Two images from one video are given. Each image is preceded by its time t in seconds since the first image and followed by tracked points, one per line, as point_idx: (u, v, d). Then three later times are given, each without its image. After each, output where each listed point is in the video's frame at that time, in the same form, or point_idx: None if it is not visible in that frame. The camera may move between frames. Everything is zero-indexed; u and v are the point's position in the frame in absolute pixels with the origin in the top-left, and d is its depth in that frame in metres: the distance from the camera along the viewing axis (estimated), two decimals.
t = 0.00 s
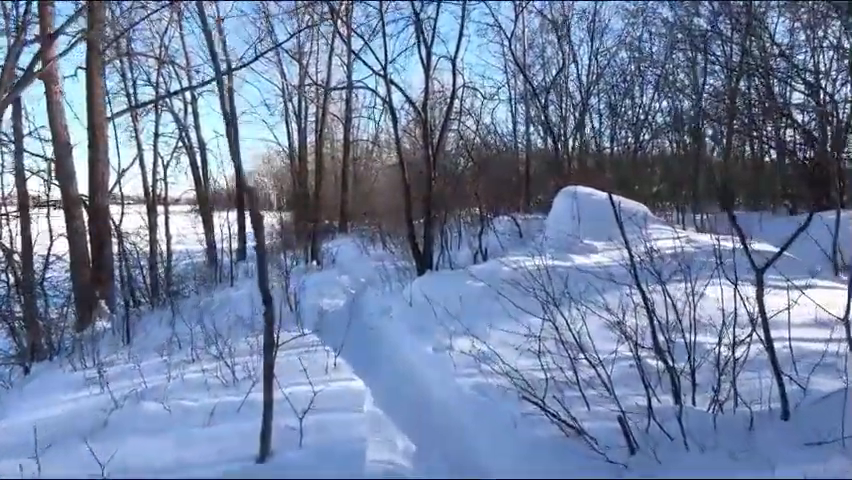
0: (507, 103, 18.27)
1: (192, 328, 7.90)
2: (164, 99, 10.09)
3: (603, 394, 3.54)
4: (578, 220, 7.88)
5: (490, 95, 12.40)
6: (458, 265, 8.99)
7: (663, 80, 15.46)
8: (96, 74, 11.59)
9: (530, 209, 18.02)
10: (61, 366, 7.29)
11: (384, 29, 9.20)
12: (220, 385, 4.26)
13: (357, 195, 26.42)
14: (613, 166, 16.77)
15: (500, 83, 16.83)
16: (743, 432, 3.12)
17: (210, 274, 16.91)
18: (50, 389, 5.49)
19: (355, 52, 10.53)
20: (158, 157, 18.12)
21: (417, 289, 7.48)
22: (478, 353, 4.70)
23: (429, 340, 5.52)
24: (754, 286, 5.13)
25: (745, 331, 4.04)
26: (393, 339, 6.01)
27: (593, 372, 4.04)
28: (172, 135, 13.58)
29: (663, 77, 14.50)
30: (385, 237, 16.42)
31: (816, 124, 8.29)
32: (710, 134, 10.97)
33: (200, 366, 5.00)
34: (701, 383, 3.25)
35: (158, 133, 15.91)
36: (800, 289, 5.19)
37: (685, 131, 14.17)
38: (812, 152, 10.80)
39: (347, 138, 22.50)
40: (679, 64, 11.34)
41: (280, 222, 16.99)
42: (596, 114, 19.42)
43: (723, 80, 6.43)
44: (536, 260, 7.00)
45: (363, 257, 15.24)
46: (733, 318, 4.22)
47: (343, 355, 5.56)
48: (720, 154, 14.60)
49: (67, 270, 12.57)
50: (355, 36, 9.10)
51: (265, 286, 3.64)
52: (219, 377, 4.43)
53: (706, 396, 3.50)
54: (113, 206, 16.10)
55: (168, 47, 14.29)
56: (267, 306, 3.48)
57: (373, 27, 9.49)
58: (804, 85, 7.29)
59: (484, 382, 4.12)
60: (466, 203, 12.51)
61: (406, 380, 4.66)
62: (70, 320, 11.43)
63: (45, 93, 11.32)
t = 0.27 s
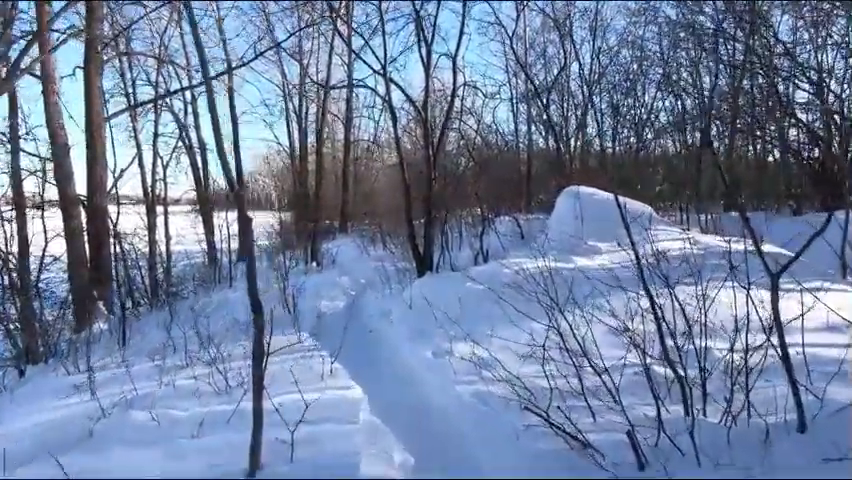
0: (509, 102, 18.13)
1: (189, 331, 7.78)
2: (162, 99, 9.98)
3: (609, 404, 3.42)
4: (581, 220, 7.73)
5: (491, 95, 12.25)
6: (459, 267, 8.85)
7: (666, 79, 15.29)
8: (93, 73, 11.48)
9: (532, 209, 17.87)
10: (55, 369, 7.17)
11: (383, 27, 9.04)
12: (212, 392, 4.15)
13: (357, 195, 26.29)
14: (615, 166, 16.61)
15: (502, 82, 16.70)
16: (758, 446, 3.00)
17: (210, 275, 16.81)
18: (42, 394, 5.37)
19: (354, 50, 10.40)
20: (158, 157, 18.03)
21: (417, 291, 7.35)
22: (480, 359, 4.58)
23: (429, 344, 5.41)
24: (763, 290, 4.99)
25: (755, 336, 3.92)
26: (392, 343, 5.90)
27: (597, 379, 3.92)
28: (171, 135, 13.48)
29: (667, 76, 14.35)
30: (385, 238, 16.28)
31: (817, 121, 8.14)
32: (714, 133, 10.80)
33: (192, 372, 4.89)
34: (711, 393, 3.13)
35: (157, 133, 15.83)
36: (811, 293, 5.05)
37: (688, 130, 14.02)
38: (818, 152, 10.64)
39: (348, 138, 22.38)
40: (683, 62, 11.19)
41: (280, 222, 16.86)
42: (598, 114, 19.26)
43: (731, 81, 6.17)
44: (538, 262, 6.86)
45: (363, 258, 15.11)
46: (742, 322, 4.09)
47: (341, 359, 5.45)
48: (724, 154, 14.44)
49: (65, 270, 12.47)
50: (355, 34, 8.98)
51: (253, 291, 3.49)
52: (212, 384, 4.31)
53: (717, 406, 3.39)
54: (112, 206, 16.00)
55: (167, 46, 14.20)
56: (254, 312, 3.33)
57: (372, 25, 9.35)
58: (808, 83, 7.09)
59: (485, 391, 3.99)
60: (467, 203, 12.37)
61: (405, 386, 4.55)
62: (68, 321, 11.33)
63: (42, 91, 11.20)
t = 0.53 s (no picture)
0: (511, 102, 17.97)
1: (187, 335, 7.68)
2: (161, 99, 9.87)
3: (621, 420, 3.42)
4: (584, 224, 7.64)
5: (492, 95, 12.09)
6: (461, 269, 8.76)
7: (669, 79, 15.11)
8: (91, 73, 11.37)
9: (534, 210, 17.74)
10: (50, 374, 7.07)
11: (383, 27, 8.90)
12: (205, 403, 4.11)
13: (358, 196, 26.16)
14: (618, 167, 16.46)
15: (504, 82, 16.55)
16: (771, 466, 3.06)
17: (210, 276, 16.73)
18: (37, 401, 5.29)
19: (354, 49, 10.25)
20: (157, 157, 17.91)
21: (416, 294, 7.27)
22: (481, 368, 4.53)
23: (429, 352, 5.34)
24: (772, 296, 4.91)
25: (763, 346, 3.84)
26: (392, 348, 5.83)
27: (602, 390, 3.84)
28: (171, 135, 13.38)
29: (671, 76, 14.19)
30: (386, 239, 16.17)
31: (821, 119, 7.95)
32: (720, 133, 10.64)
33: (188, 381, 4.80)
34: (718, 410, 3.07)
35: (157, 133, 15.71)
36: (822, 298, 4.96)
37: (692, 131, 13.86)
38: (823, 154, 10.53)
39: (348, 138, 22.28)
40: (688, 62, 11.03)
41: (281, 223, 16.81)
42: (599, 114, 19.11)
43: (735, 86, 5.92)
44: (540, 266, 6.77)
45: (363, 259, 15.00)
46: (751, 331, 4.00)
47: (340, 366, 5.38)
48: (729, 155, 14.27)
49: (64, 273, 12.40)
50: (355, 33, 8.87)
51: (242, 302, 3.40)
52: (206, 394, 4.24)
53: (729, 421, 3.38)
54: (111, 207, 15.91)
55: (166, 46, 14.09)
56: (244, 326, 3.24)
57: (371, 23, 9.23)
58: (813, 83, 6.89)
59: (486, 402, 3.95)
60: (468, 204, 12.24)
61: (404, 395, 4.49)
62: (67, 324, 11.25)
63: (40, 92, 11.10)
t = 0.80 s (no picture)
0: (514, 101, 17.81)
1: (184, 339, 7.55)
2: (161, 99, 9.76)
3: (630, 436, 3.29)
4: (589, 227, 7.54)
5: (495, 95, 11.95)
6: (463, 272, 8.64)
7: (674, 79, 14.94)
8: (91, 73, 11.26)
9: (536, 211, 17.64)
10: (45, 378, 6.94)
11: (384, 25, 8.75)
12: (198, 413, 4.00)
13: (359, 196, 26.03)
14: (621, 168, 16.33)
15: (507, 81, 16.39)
16: None
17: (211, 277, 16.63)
18: (29, 407, 5.17)
19: (356, 49, 10.10)
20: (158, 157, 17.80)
21: (417, 300, 7.16)
22: (484, 378, 4.42)
23: (431, 359, 5.22)
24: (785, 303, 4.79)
25: (777, 357, 3.71)
26: (392, 354, 5.72)
27: (610, 402, 3.72)
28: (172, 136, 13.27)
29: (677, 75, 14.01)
30: (387, 240, 16.07)
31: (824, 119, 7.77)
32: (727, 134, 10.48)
33: (182, 388, 4.67)
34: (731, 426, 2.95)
35: (158, 133, 15.60)
36: (835, 306, 4.84)
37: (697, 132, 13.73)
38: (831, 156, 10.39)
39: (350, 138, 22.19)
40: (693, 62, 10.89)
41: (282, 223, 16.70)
42: (603, 114, 18.95)
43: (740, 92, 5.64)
44: (545, 270, 6.63)
45: (365, 260, 14.91)
46: (765, 341, 3.87)
47: (339, 373, 5.27)
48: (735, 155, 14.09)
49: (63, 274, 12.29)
50: (357, 32, 8.73)
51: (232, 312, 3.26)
52: (200, 403, 4.12)
53: (745, 436, 3.25)
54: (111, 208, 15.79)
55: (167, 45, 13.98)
56: (235, 337, 3.12)
57: (373, 22, 9.08)
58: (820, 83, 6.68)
59: (490, 416, 3.86)
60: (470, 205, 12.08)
61: (405, 405, 4.38)
62: (65, 326, 11.13)
63: (39, 92, 10.99)
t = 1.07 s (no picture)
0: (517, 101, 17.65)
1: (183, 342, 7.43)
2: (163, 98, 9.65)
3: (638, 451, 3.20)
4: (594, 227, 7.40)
5: (497, 94, 11.80)
6: (465, 274, 8.52)
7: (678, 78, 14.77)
8: (91, 73, 11.18)
9: (538, 211, 17.50)
10: (40, 381, 6.82)
11: (386, 22, 8.58)
12: (189, 422, 3.90)
13: (361, 196, 25.88)
14: (624, 168, 16.17)
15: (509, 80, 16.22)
16: None
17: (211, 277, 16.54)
18: (21, 413, 5.06)
19: (357, 46, 9.95)
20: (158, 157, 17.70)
21: (418, 303, 7.04)
22: (488, 387, 4.32)
23: (434, 365, 5.13)
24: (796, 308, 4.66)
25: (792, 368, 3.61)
26: (393, 360, 5.64)
27: (620, 413, 3.61)
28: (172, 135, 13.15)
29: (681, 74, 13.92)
30: (388, 240, 15.96)
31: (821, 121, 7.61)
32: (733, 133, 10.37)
33: (178, 396, 4.56)
34: (749, 439, 2.85)
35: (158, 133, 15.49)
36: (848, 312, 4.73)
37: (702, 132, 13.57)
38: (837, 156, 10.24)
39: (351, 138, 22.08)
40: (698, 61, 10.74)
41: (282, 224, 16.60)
42: (605, 113, 18.79)
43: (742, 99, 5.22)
44: (550, 273, 6.53)
45: (366, 261, 14.81)
46: (779, 351, 3.77)
47: (340, 379, 5.17)
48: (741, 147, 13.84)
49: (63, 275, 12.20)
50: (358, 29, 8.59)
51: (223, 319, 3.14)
52: (193, 412, 4.02)
53: (762, 452, 3.14)
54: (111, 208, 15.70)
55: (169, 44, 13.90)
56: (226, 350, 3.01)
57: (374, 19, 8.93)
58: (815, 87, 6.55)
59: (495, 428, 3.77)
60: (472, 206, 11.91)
61: (407, 413, 4.30)
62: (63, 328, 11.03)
63: (39, 92, 10.89)
